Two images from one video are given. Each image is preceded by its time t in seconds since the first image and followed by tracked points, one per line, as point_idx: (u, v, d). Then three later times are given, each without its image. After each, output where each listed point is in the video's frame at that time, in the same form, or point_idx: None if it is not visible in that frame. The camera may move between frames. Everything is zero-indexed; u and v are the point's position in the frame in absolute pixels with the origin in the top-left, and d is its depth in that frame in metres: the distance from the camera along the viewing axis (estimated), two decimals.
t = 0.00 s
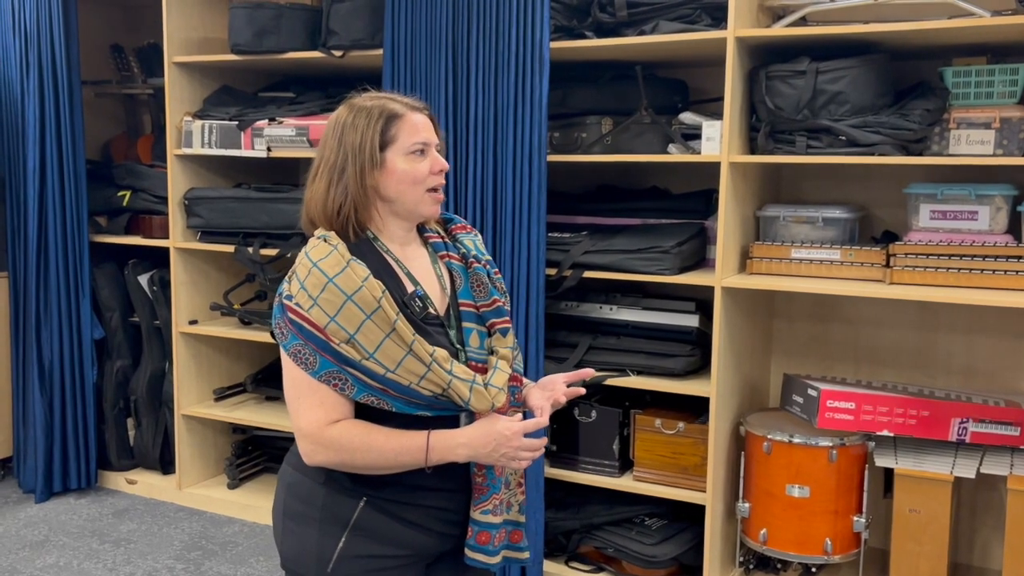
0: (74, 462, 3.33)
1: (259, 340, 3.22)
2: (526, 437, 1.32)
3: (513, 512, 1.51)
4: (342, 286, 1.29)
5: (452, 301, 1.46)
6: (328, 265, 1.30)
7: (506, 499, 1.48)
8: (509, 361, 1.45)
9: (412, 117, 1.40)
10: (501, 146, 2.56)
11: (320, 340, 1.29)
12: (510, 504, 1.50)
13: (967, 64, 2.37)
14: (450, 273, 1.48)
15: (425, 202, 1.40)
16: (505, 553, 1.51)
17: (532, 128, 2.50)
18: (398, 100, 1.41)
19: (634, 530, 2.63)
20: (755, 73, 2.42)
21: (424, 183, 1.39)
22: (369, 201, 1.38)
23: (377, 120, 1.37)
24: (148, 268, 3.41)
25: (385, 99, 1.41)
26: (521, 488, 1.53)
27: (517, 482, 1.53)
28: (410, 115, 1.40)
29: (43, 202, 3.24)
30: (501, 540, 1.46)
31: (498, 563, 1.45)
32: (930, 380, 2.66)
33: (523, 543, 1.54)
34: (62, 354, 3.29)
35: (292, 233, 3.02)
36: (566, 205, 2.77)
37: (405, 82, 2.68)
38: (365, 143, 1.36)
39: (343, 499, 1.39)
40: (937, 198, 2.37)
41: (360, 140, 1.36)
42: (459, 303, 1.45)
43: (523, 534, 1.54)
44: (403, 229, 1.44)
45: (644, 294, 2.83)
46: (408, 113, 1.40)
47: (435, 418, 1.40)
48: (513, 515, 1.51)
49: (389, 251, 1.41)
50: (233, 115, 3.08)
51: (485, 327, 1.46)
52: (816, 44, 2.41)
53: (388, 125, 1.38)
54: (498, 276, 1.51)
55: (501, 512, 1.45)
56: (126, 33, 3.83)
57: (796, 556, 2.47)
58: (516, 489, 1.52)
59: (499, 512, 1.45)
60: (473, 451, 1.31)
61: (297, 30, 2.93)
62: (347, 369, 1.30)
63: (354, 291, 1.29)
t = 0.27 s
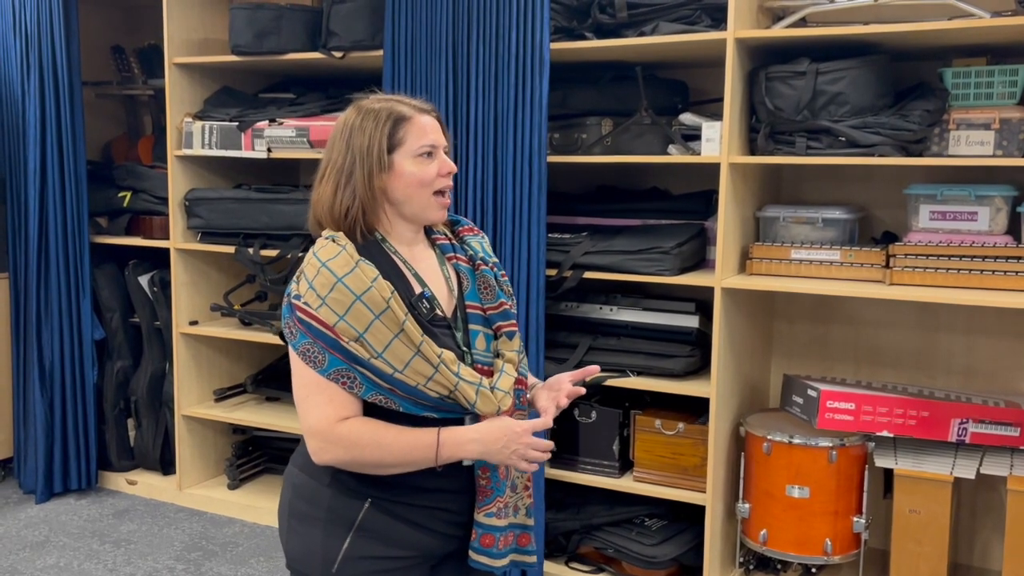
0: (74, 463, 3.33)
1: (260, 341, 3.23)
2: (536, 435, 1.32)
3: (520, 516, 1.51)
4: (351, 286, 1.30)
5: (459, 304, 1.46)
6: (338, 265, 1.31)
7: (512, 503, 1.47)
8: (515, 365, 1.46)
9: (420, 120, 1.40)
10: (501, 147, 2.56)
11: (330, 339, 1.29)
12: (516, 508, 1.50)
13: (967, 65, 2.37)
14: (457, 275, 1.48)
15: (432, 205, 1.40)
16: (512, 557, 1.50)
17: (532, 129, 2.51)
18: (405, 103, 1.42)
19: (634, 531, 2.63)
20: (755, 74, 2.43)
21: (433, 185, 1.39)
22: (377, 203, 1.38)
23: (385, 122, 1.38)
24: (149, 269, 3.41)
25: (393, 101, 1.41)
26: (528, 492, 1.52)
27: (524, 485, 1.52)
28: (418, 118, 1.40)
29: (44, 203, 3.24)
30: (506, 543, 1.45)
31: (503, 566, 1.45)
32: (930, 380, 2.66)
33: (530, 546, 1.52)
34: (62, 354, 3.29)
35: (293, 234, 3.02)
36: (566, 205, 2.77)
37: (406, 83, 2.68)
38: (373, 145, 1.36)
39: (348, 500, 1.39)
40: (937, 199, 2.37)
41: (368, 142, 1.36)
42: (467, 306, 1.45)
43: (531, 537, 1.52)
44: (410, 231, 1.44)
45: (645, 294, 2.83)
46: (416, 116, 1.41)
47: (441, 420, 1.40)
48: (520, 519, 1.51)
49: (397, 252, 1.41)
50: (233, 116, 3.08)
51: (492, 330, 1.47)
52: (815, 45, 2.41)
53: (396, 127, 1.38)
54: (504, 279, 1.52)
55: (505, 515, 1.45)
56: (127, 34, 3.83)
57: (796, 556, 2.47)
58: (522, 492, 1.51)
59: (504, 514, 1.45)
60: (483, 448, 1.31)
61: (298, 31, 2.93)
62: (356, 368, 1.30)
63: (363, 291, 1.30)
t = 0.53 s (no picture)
0: (74, 463, 3.33)
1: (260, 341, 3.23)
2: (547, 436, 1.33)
3: (528, 517, 1.52)
4: (364, 286, 1.30)
5: (470, 306, 1.46)
6: (351, 265, 1.31)
7: (519, 505, 1.47)
8: (525, 368, 1.46)
9: (431, 120, 1.40)
10: (501, 148, 2.56)
11: (343, 338, 1.29)
12: (524, 510, 1.50)
13: (966, 65, 2.38)
14: (469, 277, 1.48)
15: (440, 206, 1.41)
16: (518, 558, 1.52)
17: (532, 130, 2.51)
18: (418, 104, 1.42)
19: (633, 531, 2.63)
20: (754, 75, 2.43)
21: (441, 186, 1.40)
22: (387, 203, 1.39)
23: (395, 123, 1.38)
24: (149, 270, 3.41)
25: (405, 102, 1.42)
26: (535, 494, 1.52)
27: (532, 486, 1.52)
28: (430, 120, 1.41)
29: (44, 204, 3.24)
30: (512, 545, 1.46)
31: (509, 568, 1.46)
32: (930, 381, 2.66)
33: (536, 548, 1.55)
34: (63, 355, 3.29)
35: (293, 234, 3.02)
36: (566, 206, 2.78)
37: (406, 84, 2.68)
38: (382, 146, 1.37)
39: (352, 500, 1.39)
40: (936, 199, 2.37)
41: (377, 142, 1.37)
42: (478, 308, 1.45)
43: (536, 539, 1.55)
44: (423, 231, 1.44)
45: (645, 294, 2.84)
46: (428, 116, 1.41)
47: (452, 421, 1.40)
48: (527, 521, 1.52)
49: (410, 254, 1.42)
50: (233, 116, 3.08)
51: (503, 333, 1.46)
52: (815, 46, 2.41)
53: (406, 128, 1.39)
54: (515, 281, 1.52)
55: (513, 517, 1.45)
56: (127, 34, 3.83)
57: (796, 557, 2.47)
58: (530, 495, 1.51)
59: (511, 517, 1.45)
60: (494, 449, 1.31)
61: (298, 31, 2.93)
62: (369, 367, 1.31)
63: (376, 292, 1.30)
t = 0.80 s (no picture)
0: (74, 464, 3.33)
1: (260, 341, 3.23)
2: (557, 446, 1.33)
3: (538, 519, 1.52)
4: (381, 287, 1.30)
5: (483, 307, 1.46)
6: (368, 265, 1.31)
7: (529, 506, 1.48)
8: (537, 371, 1.47)
9: (456, 123, 1.42)
10: (500, 148, 2.56)
11: (358, 339, 1.30)
12: (533, 511, 1.50)
13: (966, 65, 2.38)
14: (482, 278, 1.49)
15: (466, 207, 1.42)
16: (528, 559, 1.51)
17: (532, 130, 2.51)
18: (442, 106, 1.43)
19: (633, 531, 2.63)
20: (754, 75, 2.43)
21: (467, 187, 1.41)
22: (412, 204, 1.40)
23: (424, 125, 1.39)
24: (149, 270, 3.41)
25: (429, 104, 1.43)
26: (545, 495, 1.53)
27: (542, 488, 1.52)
28: (454, 122, 1.42)
29: (43, 204, 3.24)
30: (522, 546, 1.47)
31: (518, 568, 1.47)
32: (930, 381, 2.66)
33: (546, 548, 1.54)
34: (62, 355, 3.29)
35: (292, 234, 3.02)
36: (566, 206, 2.78)
37: (405, 84, 2.68)
38: (413, 147, 1.37)
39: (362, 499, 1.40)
40: (936, 199, 2.37)
41: (407, 143, 1.38)
42: (491, 309, 1.46)
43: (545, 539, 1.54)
44: (441, 232, 1.45)
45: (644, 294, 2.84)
46: (452, 119, 1.42)
47: (464, 424, 1.41)
48: (538, 522, 1.52)
49: (426, 254, 1.43)
50: (233, 116, 3.08)
51: (515, 334, 1.48)
52: (815, 46, 2.41)
53: (434, 130, 1.40)
54: (528, 283, 1.53)
55: (523, 518, 1.47)
56: (127, 34, 3.83)
57: (795, 556, 2.47)
58: (539, 496, 1.52)
59: (521, 518, 1.47)
60: (504, 456, 1.32)
61: (298, 31, 2.94)
62: (384, 369, 1.32)
63: (393, 293, 1.30)
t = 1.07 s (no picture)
0: (74, 464, 3.33)
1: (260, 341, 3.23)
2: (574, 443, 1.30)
3: (550, 520, 1.52)
4: (402, 286, 1.30)
5: (501, 308, 1.46)
6: (389, 264, 1.31)
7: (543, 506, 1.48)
8: (555, 371, 1.47)
9: (469, 122, 1.41)
10: (500, 148, 2.56)
11: (379, 338, 1.29)
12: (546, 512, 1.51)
13: (965, 65, 2.38)
14: (499, 278, 1.49)
15: (479, 205, 1.41)
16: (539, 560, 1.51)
17: (531, 130, 2.51)
18: (456, 105, 1.43)
19: (633, 530, 2.63)
20: (753, 74, 2.43)
21: (479, 187, 1.40)
22: (424, 203, 1.40)
23: (434, 124, 1.39)
24: (148, 270, 3.41)
25: (443, 103, 1.42)
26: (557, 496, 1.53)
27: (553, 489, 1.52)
28: (467, 120, 1.41)
29: (43, 204, 3.24)
30: (535, 546, 1.47)
31: (531, 567, 1.47)
32: (929, 380, 2.66)
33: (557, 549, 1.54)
34: (62, 355, 3.29)
35: (292, 234, 3.02)
36: (566, 205, 2.77)
37: (405, 83, 2.68)
38: (421, 146, 1.37)
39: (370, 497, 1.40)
40: (936, 199, 2.37)
41: (417, 142, 1.38)
42: (508, 309, 1.46)
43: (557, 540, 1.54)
44: (456, 231, 1.45)
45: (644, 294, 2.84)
46: (465, 117, 1.41)
47: (481, 424, 1.41)
48: (549, 523, 1.52)
49: (444, 253, 1.42)
50: (232, 116, 3.08)
51: (532, 335, 1.48)
52: (815, 45, 2.41)
53: (445, 129, 1.39)
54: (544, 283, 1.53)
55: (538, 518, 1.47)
56: (127, 34, 3.83)
57: (796, 556, 2.47)
58: (551, 496, 1.51)
59: (535, 517, 1.47)
60: (521, 455, 1.31)
61: (298, 31, 2.93)
62: (403, 368, 1.31)
63: (414, 292, 1.30)
